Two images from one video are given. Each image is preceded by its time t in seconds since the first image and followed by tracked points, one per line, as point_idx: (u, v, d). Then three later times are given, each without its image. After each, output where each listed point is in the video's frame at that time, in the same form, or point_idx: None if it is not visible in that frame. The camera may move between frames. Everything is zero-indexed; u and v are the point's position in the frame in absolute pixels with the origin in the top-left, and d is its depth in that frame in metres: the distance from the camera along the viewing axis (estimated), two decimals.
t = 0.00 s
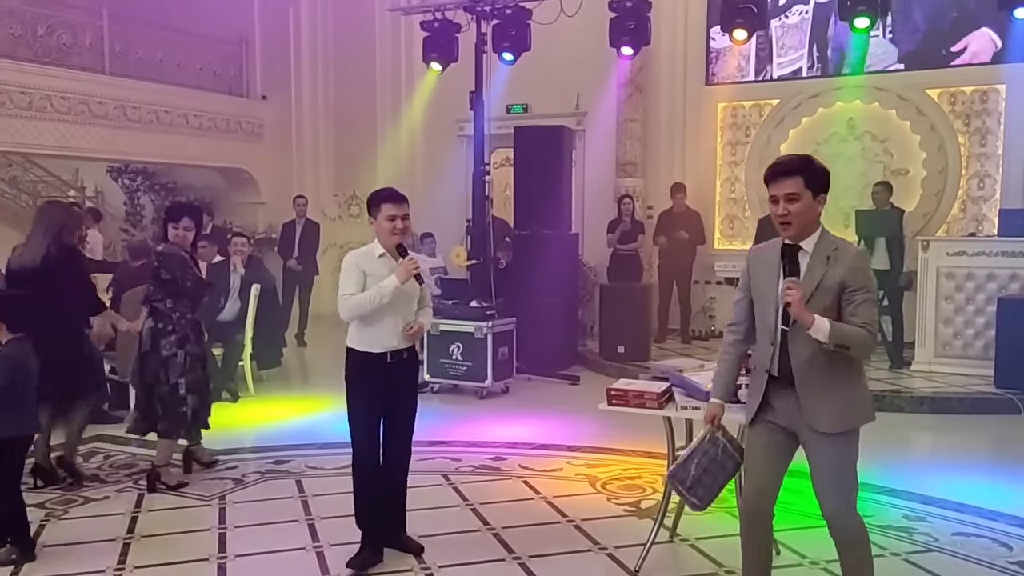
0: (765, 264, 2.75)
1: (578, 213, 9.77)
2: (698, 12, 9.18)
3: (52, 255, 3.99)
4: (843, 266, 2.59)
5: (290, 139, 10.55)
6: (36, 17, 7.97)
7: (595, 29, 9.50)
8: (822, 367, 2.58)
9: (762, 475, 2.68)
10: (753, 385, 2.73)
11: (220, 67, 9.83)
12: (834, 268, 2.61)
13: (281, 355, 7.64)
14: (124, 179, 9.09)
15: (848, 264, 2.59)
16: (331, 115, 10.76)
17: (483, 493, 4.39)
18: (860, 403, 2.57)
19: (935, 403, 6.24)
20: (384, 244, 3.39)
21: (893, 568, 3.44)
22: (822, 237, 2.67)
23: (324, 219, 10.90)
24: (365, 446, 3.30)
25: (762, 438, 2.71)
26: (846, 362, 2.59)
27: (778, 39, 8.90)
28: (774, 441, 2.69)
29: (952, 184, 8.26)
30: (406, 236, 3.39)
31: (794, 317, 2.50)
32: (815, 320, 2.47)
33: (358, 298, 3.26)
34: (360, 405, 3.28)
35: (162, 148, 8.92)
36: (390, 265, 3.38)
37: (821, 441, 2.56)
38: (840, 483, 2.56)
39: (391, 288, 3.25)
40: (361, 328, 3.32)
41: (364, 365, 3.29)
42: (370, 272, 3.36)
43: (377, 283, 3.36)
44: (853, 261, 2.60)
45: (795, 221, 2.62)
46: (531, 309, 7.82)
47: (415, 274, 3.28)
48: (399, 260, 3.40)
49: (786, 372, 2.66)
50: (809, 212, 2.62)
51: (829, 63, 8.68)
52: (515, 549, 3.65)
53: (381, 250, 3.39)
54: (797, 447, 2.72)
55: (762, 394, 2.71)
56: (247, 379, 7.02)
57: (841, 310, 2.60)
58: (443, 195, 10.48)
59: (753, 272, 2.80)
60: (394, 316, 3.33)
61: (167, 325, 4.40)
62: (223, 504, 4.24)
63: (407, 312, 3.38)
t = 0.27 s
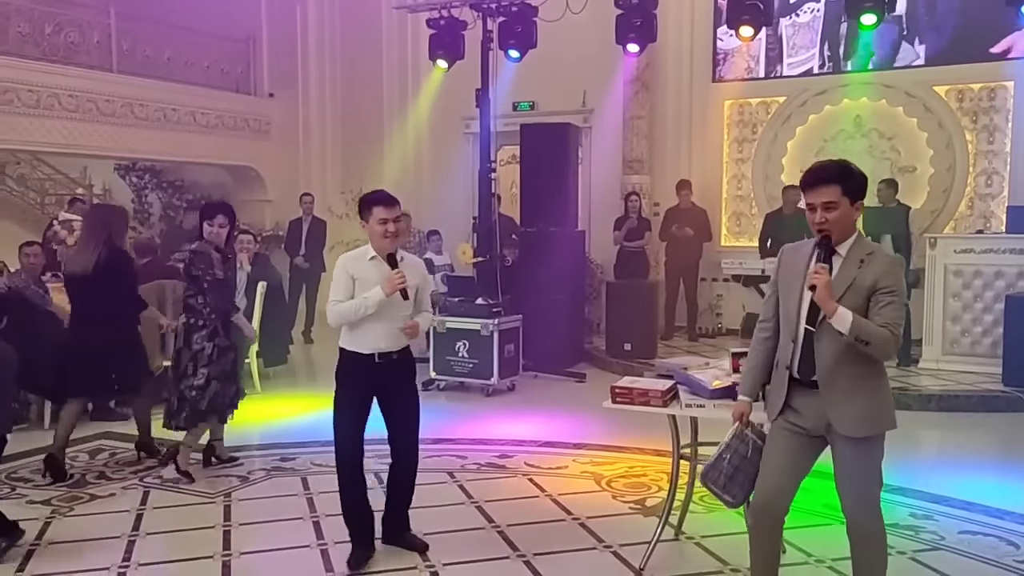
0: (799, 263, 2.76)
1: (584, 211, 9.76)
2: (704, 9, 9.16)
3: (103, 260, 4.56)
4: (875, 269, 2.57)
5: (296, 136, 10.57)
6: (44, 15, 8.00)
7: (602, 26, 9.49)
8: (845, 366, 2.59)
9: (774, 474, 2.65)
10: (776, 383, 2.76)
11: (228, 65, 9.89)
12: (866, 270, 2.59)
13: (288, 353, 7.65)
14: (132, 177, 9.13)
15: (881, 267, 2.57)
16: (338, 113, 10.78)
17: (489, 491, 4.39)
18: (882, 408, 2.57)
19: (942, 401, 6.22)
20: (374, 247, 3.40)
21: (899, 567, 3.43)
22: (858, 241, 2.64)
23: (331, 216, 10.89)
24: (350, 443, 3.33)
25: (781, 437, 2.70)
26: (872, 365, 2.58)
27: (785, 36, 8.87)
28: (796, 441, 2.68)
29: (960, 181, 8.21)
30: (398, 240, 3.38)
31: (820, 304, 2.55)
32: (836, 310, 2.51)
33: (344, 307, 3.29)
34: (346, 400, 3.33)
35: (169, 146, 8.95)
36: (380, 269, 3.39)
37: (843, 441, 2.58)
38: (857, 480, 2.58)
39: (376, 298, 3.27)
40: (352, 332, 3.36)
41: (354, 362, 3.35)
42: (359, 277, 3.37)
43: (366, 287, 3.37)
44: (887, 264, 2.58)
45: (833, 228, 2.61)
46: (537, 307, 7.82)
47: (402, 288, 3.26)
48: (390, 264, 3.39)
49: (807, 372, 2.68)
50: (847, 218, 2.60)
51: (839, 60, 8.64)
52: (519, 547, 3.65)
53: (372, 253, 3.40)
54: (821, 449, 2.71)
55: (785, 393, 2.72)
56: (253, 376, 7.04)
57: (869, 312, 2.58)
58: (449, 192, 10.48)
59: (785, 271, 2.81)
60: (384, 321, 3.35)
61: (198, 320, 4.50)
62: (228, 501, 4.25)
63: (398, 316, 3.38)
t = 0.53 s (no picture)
0: (823, 246, 2.73)
1: (589, 208, 9.72)
2: (710, 5, 9.12)
3: (153, 251, 4.99)
4: (903, 253, 2.55)
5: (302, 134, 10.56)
6: (51, 13, 8.00)
7: (607, 23, 9.46)
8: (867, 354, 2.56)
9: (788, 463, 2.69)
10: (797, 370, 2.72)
11: (233, 63, 9.84)
12: (893, 255, 2.57)
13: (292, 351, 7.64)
14: (138, 176, 9.08)
15: (909, 251, 2.55)
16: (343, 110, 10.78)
17: (494, 488, 4.37)
18: (909, 394, 2.56)
19: (951, 399, 6.18)
20: (348, 241, 3.49)
21: (907, 564, 3.40)
22: (884, 225, 2.62)
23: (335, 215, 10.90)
24: (328, 435, 3.41)
25: (795, 433, 2.70)
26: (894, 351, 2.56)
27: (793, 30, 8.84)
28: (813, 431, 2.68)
29: (969, 177, 8.16)
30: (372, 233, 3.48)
31: (839, 297, 2.54)
32: (856, 301, 2.49)
33: (322, 300, 3.36)
34: (329, 394, 3.40)
35: (176, 144, 8.94)
36: (354, 261, 3.48)
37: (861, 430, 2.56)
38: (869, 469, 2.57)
39: (351, 288, 3.34)
40: (332, 325, 3.43)
41: (337, 358, 3.40)
42: (334, 270, 3.46)
43: (342, 280, 3.46)
44: (914, 248, 2.55)
45: (859, 213, 2.59)
46: (542, 304, 7.80)
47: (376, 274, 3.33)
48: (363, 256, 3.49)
49: (835, 362, 2.62)
50: (873, 202, 2.58)
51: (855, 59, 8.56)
52: (524, 544, 3.63)
53: (345, 246, 3.49)
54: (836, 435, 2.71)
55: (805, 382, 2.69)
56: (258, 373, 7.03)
57: (894, 297, 2.57)
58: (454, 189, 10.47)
59: (809, 254, 2.77)
60: (362, 312, 3.42)
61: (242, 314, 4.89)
62: (234, 497, 4.25)
63: (376, 308, 3.45)
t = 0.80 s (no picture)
0: (833, 249, 2.72)
1: (591, 205, 9.70)
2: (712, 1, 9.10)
3: (190, 247, 5.20)
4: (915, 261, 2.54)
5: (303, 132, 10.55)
6: (53, 11, 7.99)
7: (609, 19, 9.44)
8: (876, 359, 2.56)
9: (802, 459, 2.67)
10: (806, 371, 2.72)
11: (234, 61, 9.81)
12: (905, 263, 2.56)
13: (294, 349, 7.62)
14: (140, 173, 9.25)
15: (920, 260, 2.55)
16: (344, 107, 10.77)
17: (497, 484, 4.37)
18: (917, 401, 2.57)
19: (955, 396, 6.17)
20: (320, 239, 3.47)
21: (913, 561, 3.40)
22: (895, 231, 2.61)
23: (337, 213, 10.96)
24: (312, 434, 3.40)
25: (806, 433, 2.69)
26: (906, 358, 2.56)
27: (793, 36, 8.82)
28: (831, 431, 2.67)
29: (972, 173, 8.15)
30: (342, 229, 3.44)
31: (844, 303, 2.53)
32: (862, 310, 2.48)
33: (293, 298, 3.33)
34: (306, 393, 3.39)
35: (177, 141, 8.94)
36: (324, 258, 3.45)
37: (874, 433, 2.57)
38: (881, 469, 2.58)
39: (320, 285, 3.31)
40: (308, 323, 3.41)
41: (310, 356, 3.39)
42: (306, 269, 3.44)
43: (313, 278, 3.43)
44: (925, 257, 2.55)
45: (872, 219, 2.57)
46: (544, 301, 7.79)
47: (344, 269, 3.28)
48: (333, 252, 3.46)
49: (842, 362, 2.64)
50: (886, 208, 2.56)
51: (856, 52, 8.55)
52: (527, 540, 3.63)
53: (316, 244, 3.47)
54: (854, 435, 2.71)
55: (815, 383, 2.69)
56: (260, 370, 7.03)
57: (901, 306, 2.57)
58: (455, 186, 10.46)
59: (819, 257, 2.76)
60: (335, 309, 3.39)
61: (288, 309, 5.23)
62: (238, 493, 4.24)
63: (348, 303, 3.42)
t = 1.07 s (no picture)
0: (832, 246, 2.73)
1: (588, 201, 9.71)
2: None
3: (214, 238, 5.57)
4: (913, 255, 2.56)
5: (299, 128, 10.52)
6: (48, 7, 7.96)
7: (606, 16, 9.44)
8: (880, 355, 2.58)
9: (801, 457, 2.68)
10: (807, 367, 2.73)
11: (230, 57, 9.73)
12: (903, 257, 2.58)
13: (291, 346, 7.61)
14: (136, 169, 9.23)
15: (919, 253, 2.56)
16: (340, 104, 10.76)
17: (496, 482, 4.38)
18: (919, 395, 2.58)
19: (950, 393, 6.19)
20: (299, 239, 3.44)
21: (910, 558, 3.42)
22: (893, 225, 2.63)
23: (333, 210, 10.94)
24: (306, 435, 3.41)
25: (807, 428, 2.70)
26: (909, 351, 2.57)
27: (786, 46, 8.87)
28: (827, 429, 2.68)
29: (968, 171, 8.16)
30: (322, 229, 3.41)
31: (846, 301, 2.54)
32: (865, 306, 2.49)
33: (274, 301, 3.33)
34: (296, 396, 3.39)
35: (173, 138, 8.92)
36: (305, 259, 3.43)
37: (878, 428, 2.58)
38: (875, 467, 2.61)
39: (297, 289, 3.28)
40: (292, 323, 3.41)
41: (297, 358, 3.38)
42: (287, 271, 3.43)
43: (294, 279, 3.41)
44: (924, 250, 2.56)
45: (868, 216, 2.58)
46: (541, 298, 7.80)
47: (321, 275, 3.24)
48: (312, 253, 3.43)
49: (844, 357, 2.66)
50: (881, 205, 2.58)
51: (852, 49, 8.57)
52: (526, 538, 3.64)
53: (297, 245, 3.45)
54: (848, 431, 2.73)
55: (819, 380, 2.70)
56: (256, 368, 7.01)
57: (902, 300, 2.57)
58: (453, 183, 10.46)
59: (818, 253, 2.77)
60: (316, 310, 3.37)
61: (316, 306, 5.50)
62: (235, 491, 4.25)
63: (328, 304, 3.39)
